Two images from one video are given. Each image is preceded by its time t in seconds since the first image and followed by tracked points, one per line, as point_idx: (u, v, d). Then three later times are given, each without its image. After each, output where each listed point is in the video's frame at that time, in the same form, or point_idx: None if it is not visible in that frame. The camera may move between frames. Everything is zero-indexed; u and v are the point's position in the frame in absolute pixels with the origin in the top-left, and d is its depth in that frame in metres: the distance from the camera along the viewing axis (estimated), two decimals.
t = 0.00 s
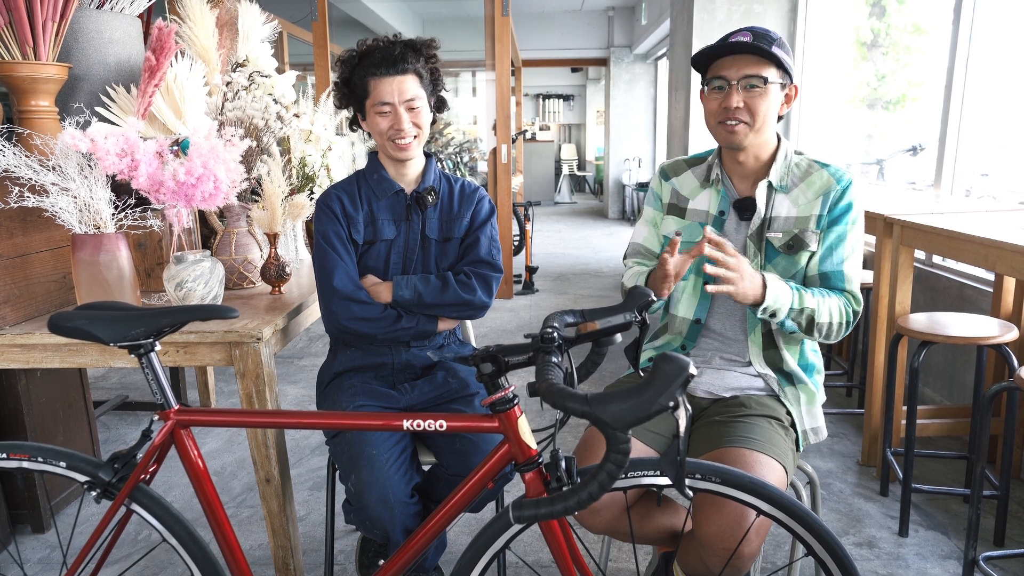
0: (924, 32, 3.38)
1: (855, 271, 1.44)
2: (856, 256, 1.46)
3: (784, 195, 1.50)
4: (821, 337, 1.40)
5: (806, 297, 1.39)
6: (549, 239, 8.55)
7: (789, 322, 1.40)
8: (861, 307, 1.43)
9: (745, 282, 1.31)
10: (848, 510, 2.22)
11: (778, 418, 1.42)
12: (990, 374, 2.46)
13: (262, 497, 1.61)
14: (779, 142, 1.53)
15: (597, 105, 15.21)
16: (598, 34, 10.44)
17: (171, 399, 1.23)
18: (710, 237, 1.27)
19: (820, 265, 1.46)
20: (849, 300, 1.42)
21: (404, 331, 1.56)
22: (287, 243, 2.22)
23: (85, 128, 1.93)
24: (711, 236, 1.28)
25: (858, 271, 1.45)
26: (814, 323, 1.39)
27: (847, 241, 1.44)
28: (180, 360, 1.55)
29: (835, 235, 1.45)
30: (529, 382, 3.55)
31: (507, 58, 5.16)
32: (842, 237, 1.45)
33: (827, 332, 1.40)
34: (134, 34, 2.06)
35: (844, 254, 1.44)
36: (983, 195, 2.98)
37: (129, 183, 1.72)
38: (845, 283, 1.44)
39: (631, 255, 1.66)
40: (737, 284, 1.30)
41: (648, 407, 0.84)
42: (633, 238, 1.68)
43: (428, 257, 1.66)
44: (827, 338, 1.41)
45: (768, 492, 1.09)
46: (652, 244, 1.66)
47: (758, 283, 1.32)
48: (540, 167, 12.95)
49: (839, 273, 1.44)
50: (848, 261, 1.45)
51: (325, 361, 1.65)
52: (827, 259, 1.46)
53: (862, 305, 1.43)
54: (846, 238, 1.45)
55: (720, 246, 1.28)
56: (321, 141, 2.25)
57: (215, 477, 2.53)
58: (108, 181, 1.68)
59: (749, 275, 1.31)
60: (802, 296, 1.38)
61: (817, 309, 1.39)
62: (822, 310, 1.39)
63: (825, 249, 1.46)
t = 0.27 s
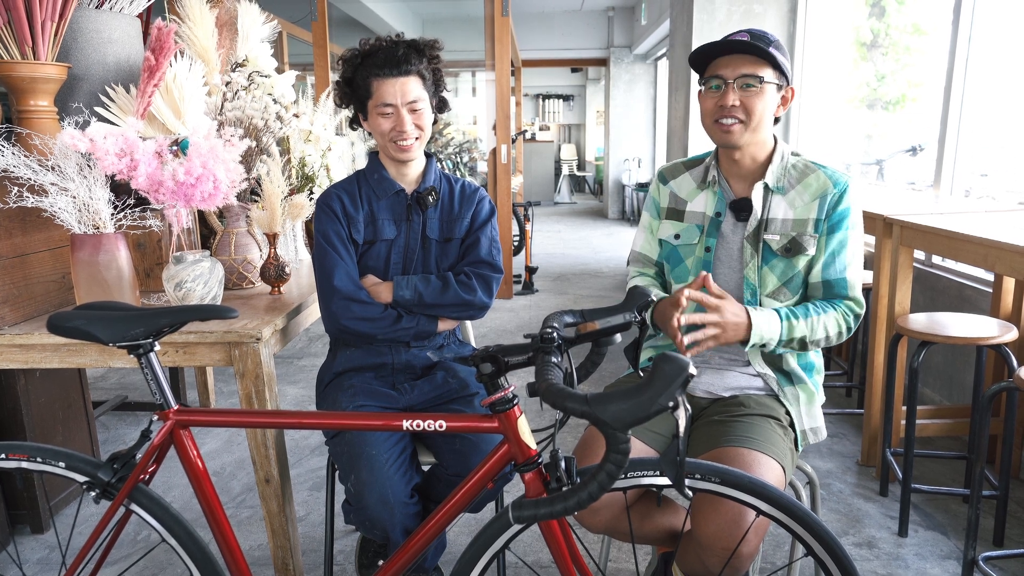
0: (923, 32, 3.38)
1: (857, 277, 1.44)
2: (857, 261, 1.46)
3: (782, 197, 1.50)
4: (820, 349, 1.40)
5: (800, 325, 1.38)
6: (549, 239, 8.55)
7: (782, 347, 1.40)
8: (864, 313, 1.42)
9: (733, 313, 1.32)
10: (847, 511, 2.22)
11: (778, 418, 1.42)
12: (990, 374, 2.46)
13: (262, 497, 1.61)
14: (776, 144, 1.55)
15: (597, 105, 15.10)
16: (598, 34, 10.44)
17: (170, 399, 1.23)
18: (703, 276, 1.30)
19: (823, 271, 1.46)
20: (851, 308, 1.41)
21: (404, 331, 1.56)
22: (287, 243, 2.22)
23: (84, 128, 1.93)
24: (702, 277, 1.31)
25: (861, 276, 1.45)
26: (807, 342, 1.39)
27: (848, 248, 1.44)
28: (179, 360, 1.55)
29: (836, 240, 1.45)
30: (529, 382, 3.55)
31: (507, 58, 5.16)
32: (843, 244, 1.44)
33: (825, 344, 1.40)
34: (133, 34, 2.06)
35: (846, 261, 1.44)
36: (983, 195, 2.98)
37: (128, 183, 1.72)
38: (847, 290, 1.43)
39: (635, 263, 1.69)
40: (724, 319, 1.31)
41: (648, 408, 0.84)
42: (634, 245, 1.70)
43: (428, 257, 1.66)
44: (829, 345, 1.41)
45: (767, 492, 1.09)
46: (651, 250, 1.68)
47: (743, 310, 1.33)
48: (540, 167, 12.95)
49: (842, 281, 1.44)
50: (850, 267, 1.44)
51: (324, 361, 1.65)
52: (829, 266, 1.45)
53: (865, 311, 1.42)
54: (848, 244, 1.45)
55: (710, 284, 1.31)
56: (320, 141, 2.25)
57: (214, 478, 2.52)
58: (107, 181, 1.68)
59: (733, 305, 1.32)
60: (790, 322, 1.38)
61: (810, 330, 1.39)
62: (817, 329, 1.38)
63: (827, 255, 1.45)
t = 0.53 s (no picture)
0: (924, 32, 3.38)
1: (863, 277, 1.44)
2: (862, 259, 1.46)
3: (782, 197, 1.50)
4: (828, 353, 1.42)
5: (807, 337, 1.39)
6: (549, 239, 8.55)
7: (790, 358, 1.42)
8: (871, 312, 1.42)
9: (736, 333, 1.34)
10: (848, 511, 2.22)
11: (778, 418, 1.42)
12: (990, 374, 2.46)
13: (262, 497, 1.61)
14: (777, 144, 1.54)
15: (597, 104, 15.05)
16: (598, 34, 10.44)
17: (171, 399, 1.23)
18: (704, 298, 1.35)
19: (828, 272, 1.46)
20: (857, 309, 1.42)
21: (404, 332, 1.56)
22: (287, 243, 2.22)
23: (85, 128, 1.93)
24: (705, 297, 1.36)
25: (866, 275, 1.45)
26: (816, 350, 1.41)
27: (852, 247, 1.44)
28: (180, 360, 1.55)
29: (840, 241, 1.45)
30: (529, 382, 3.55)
31: (507, 58, 5.16)
32: (847, 244, 1.44)
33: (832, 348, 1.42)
34: (133, 35, 2.06)
35: (852, 260, 1.44)
36: (983, 195, 2.98)
37: (129, 183, 1.72)
38: (854, 289, 1.43)
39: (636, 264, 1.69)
40: (724, 341, 1.34)
41: (648, 407, 0.84)
42: (635, 245, 1.70)
43: (429, 257, 1.66)
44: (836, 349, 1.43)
45: (768, 492, 1.09)
46: (652, 252, 1.68)
47: (747, 330, 1.35)
48: (540, 167, 12.95)
49: (848, 281, 1.44)
50: (856, 266, 1.44)
51: (324, 361, 1.65)
52: (834, 267, 1.45)
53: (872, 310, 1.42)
54: (851, 243, 1.45)
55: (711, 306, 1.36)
56: (320, 141, 2.26)
57: (215, 478, 2.52)
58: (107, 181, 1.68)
59: (735, 326, 1.35)
60: (798, 335, 1.39)
61: (818, 339, 1.40)
62: (825, 337, 1.39)
63: (832, 255, 1.45)
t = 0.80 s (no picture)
0: (923, 32, 3.38)
1: (857, 286, 1.46)
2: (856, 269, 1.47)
3: (782, 200, 1.50)
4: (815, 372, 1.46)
5: (796, 377, 1.42)
6: (549, 239, 8.55)
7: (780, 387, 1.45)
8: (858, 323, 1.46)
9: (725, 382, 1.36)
10: (848, 511, 2.22)
11: (778, 418, 1.42)
12: (990, 374, 2.46)
13: (262, 498, 1.60)
14: (778, 147, 1.54)
15: (597, 105, 15.05)
16: (597, 34, 10.44)
17: (171, 400, 1.23)
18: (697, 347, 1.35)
19: (823, 279, 1.47)
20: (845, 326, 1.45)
21: (404, 332, 1.56)
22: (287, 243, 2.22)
23: (84, 129, 1.93)
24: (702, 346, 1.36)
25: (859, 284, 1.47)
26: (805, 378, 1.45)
27: (848, 255, 1.46)
28: (179, 361, 1.55)
29: (837, 248, 1.46)
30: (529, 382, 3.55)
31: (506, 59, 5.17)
32: (843, 252, 1.46)
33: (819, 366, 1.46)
34: (133, 35, 2.06)
35: (846, 270, 1.46)
36: (983, 195, 2.98)
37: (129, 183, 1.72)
38: (846, 300, 1.46)
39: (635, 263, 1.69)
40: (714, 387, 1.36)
41: (648, 408, 0.84)
42: (635, 245, 1.70)
43: (428, 258, 1.66)
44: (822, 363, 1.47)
45: (768, 492, 1.09)
46: (652, 251, 1.68)
47: (738, 381, 1.36)
48: (540, 168, 12.95)
49: (842, 289, 1.46)
50: (850, 276, 1.46)
51: (324, 362, 1.65)
52: (829, 274, 1.47)
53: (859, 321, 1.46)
54: (847, 252, 1.46)
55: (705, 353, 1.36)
56: (320, 141, 2.26)
57: (215, 478, 2.52)
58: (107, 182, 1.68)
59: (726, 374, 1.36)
60: (789, 379, 1.41)
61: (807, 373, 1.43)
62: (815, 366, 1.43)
63: (827, 263, 1.47)
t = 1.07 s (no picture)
0: (922, 32, 3.38)
1: (856, 286, 1.47)
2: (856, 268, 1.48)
3: (783, 200, 1.50)
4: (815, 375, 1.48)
5: (795, 382, 1.43)
6: (549, 240, 8.55)
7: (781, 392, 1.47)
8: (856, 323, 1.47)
9: (726, 402, 1.39)
10: (847, 511, 2.22)
11: (779, 418, 1.42)
12: (990, 374, 2.47)
13: (262, 499, 1.61)
14: (780, 147, 1.54)
15: (596, 106, 15.10)
16: (597, 35, 10.45)
17: (171, 401, 1.23)
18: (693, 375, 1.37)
19: (822, 279, 1.48)
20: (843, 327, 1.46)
21: (404, 334, 1.56)
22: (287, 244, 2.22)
23: (85, 130, 1.94)
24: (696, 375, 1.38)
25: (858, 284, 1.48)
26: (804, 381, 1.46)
27: (849, 255, 1.46)
28: (180, 362, 1.55)
29: (837, 248, 1.47)
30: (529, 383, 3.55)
31: (506, 60, 5.19)
32: (843, 251, 1.46)
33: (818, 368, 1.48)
34: (134, 36, 2.06)
35: (846, 270, 1.47)
36: (982, 195, 2.98)
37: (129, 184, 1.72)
38: (845, 300, 1.47)
39: (636, 265, 1.70)
40: (713, 403, 1.40)
41: (648, 408, 0.84)
42: (636, 245, 1.70)
43: (428, 259, 1.67)
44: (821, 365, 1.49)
45: (768, 492, 1.09)
46: (652, 252, 1.68)
47: (738, 395, 1.39)
48: (540, 168, 12.96)
49: (842, 289, 1.47)
50: (849, 275, 1.47)
51: (324, 362, 1.65)
52: (829, 274, 1.48)
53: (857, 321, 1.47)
54: (847, 251, 1.47)
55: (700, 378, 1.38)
56: (320, 142, 2.26)
57: (215, 479, 2.52)
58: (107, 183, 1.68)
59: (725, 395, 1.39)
60: (789, 382, 1.43)
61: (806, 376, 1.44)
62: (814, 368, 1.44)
63: (827, 262, 1.47)
